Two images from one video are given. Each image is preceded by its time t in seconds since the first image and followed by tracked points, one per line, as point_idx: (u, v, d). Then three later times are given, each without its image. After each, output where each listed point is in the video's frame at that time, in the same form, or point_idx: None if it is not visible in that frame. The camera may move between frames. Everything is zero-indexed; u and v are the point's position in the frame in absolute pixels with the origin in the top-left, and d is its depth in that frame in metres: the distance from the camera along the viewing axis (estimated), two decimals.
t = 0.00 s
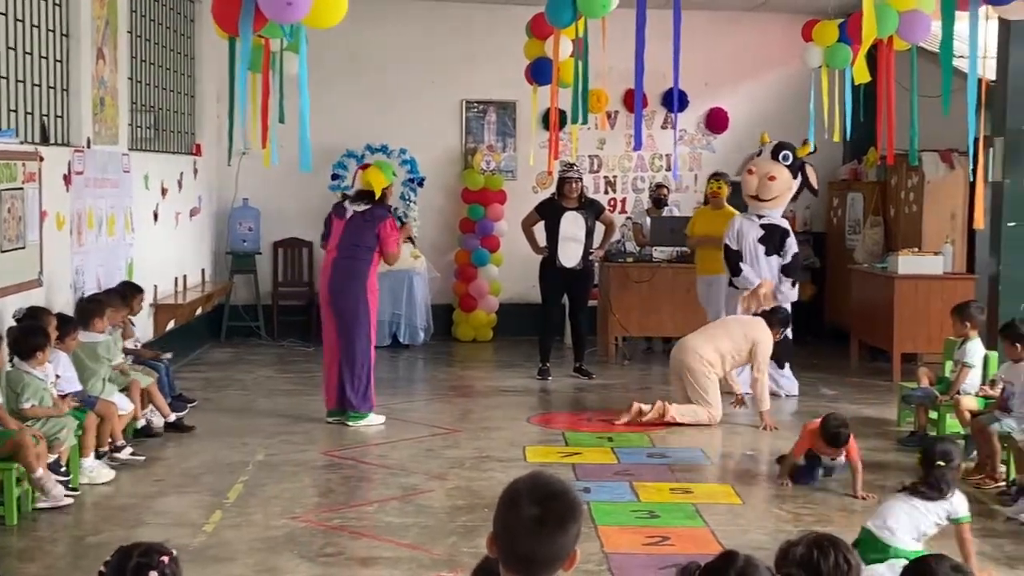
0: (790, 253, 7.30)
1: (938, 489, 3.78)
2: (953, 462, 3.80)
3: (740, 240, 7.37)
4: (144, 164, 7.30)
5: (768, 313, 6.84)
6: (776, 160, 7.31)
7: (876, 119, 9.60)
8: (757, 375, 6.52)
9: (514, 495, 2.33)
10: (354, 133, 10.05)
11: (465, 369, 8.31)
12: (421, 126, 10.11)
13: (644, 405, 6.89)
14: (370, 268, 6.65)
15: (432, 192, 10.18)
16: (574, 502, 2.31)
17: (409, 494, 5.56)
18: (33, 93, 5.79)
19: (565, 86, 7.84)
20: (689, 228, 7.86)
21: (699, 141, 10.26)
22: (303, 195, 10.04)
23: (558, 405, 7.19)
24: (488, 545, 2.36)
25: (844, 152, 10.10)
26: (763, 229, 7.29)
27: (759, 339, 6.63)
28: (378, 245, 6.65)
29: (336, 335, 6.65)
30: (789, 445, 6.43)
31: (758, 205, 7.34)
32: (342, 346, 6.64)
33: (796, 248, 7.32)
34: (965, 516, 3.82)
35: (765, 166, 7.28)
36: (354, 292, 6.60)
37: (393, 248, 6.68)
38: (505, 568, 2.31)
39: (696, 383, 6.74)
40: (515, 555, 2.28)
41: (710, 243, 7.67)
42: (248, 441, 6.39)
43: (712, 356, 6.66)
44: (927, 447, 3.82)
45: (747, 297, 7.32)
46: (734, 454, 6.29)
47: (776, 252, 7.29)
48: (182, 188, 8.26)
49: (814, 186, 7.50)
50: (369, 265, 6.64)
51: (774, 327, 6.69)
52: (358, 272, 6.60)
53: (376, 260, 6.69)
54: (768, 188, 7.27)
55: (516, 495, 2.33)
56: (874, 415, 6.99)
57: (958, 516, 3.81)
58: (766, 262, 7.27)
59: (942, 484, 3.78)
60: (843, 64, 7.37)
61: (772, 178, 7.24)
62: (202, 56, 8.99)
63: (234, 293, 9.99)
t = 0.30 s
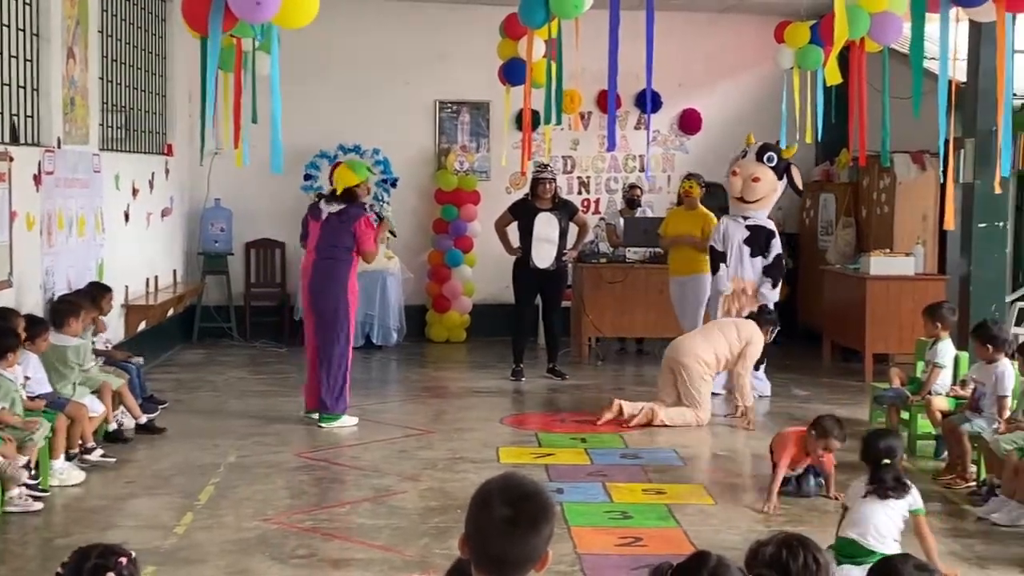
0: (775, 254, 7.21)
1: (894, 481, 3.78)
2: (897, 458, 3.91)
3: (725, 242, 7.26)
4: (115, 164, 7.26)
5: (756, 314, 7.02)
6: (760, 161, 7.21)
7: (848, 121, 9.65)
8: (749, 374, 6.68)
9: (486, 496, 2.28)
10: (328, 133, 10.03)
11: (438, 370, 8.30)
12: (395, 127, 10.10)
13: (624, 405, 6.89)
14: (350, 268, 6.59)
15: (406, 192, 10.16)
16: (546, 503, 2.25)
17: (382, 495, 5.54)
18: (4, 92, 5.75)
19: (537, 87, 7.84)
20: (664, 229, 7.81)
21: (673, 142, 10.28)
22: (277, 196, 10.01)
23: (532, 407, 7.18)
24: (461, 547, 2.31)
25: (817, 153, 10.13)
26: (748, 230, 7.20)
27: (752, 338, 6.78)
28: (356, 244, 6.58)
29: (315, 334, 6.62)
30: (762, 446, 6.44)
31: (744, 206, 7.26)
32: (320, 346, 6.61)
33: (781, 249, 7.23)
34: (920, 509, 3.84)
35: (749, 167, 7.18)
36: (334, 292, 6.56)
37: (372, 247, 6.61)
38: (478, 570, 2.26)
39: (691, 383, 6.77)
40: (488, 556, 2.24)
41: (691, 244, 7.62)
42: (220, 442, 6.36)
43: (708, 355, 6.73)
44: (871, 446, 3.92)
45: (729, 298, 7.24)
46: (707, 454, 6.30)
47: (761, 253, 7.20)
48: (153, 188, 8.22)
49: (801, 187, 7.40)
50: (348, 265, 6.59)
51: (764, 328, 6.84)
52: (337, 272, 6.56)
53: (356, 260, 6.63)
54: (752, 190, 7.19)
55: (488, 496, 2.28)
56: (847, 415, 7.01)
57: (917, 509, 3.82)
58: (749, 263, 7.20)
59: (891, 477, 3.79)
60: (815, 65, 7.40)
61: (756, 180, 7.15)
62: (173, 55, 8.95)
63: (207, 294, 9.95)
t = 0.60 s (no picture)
0: (758, 257, 7.09)
1: (850, 478, 3.80)
2: (848, 454, 3.89)
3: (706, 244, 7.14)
4: (88, 165, 7.23)
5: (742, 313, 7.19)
6: (743, 163, 7.12)
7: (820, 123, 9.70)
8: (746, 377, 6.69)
9: (458, 498, 2.30)
10: (303, 134, 10.02)
11: (412, 372, 8.30)
12: (370, 128, 10.10)
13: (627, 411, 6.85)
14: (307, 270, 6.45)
15: (381, 193, 10.16)
16: (519, 505, 2.27)
17: (356, 497, 5.54)
18: None
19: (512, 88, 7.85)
20: (638, 228, 7.83)
21: (647, 144, 10.32)
22: (252, 197, 9.99)
23: (507, 408, 7.19)
24: (432, 548, 2.33)
25: (789, 155, 10.18)
26: (729, 232, 7.09)
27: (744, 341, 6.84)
28: (307, 245, 6.42)
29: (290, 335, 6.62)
30: (735, 447, 6.46)
31: (727, 208, 7.17)
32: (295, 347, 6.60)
33: (764, 253, 7.11)
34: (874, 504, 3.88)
35: (731, 169, 7.10)
36: (294, 295, 6.48)
37: (319, 247, 6.38)
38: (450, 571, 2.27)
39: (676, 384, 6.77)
40: (460, 557, 2.25)
41: (663, 245, 7.62)
42: (194, 445, 6.34)
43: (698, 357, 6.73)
44: (823, 445, 3.87)
45: (707, 299, 7.07)
46: (681, 455, 6.31)
47: (743, 255, 7.08)
48: (127, 190, 8.19)
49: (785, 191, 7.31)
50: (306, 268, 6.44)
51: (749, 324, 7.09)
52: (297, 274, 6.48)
53: (315, 262, 6.45)
54: (734, 191, 7.10)
55: (461, 497, 2.30)
56: (819, 416, 7.04)
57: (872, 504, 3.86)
58: (730, 265, 7.05)
59: (847, 474, 3.80)
60: (787, 68, 7.44)
61: (737, 181, 7.07)
62: (147, 56, 8.92)
63: (180, 295, 9.91)
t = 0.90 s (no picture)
0: (734, 260, 7.11)
1: (818, 482, 3.82)
2: (818, 456, 3.91)
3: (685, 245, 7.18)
4: (63, 166, 7.20)
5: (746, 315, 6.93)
6: (721, 166, 7.14)
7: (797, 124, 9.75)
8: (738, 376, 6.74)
9: (434, 499, 2.33)
10: (281, 134, 10.00)
11: (390, 372, 8.30)
12: (348, 128, 10.08)
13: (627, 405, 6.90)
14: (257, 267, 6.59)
15: (359, 194, 10.14)
16: (493, 507, 2.29)
17: (333, 498, 5.52)
18: None
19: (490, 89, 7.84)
20: (616, 229, 7.84)
21: (625, 145, 10.35)
22: (229, 197, 9.97)
23: (484, 408, 7.19)
24: (408, 550, 2.34)
25: (767, 156, 10.21)
26: (708, 234, 7.11)
27: (736, 341, 6.85)
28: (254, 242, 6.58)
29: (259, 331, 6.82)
30: (712, 447, 6.48)
31: (706, 212, 7.20)
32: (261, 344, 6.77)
33: (741, 255, 7.13)
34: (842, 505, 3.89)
35: (708, 172, 7.14)
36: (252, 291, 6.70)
37: (259, 242, 6.52)
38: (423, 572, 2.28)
39: (675, 383, 6.80)
40: (434, 559, 2.26)
41: (641, 246, 7.63)
42: (170, 446, 6.32)
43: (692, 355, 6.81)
44: (792, 446, 3.90)
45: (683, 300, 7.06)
46: (659, 455, 6.33)
47: (720, 257, 7.10)
48: (102, 190, 8.16)
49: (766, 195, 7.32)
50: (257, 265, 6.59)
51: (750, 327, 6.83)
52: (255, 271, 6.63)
53: (265, 260, 6.57)
54: (710, 195, 7.12)
55: (436, 498, 2.33)
56: (796, 416, 7.08)
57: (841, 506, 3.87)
58: (707, 267, 7.08)
59: (814, 477, 3.83)
60: (765, 69, 7.46)
61: (713, 185, 7.10)
62: (123, 56, 8.89)
63: (156, 296, 9.88)
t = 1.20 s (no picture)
0: (711, 260, 7.12)
1: (785, 475, 3.85)
2: (784, 450, 4.00)
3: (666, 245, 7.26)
4: (42, 165, 7.17)
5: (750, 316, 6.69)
6: (696, 168, 7.20)
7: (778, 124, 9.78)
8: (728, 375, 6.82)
9: (413, 497, 2.26)
10: (262, 134, 9.98)
11: (371, 372, 8.28)
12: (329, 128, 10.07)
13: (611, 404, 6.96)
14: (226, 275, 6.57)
15: (339, 194, 10.13)
16: (472, 505, 2.24)
17: (313, 499, 5.51)
18: None
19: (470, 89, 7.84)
20: (598, 229, 7.85)
21: (606, 145, 10.36)
22: (209, 198, 9.95)
23: (465, 408, 7.19)
24: (387, 549, 2.28)
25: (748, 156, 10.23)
26: (685, 235, 7.16)
27: (734, 340, 6.90)
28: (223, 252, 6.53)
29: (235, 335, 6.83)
30: (692, 447, 6.49)
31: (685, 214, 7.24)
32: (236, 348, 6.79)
33: (719, 256, 7.14)
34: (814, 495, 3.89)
35: (682, 175, 7.20)
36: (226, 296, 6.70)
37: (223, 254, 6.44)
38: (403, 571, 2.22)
39: (675, 383, 6.90)
40: (413, 559, 2.20)
41: (622, 247, 7.64)
42: (149, 447, 6.30)
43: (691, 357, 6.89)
44: (758, 440, 4.00)
45: (662, 301, 7.19)
46: (639, 455, 6.33)
47: (697, 258, 7.13)
48: (82, 190, 8.14)
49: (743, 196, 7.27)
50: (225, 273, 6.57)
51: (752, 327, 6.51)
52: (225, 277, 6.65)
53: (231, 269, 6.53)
54: (683, 197, 7.18)
55: (415, 497, 2.26)
56: (776, 415, 7.09)
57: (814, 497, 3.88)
58: (682, 267, 7.14)
59: (781, 471, 3.86)
60: (745, 70, 7.48)
61: (686, 187, 7.16)
62: (102, 55, 8.85)
63: (136, 296, 9.85)
